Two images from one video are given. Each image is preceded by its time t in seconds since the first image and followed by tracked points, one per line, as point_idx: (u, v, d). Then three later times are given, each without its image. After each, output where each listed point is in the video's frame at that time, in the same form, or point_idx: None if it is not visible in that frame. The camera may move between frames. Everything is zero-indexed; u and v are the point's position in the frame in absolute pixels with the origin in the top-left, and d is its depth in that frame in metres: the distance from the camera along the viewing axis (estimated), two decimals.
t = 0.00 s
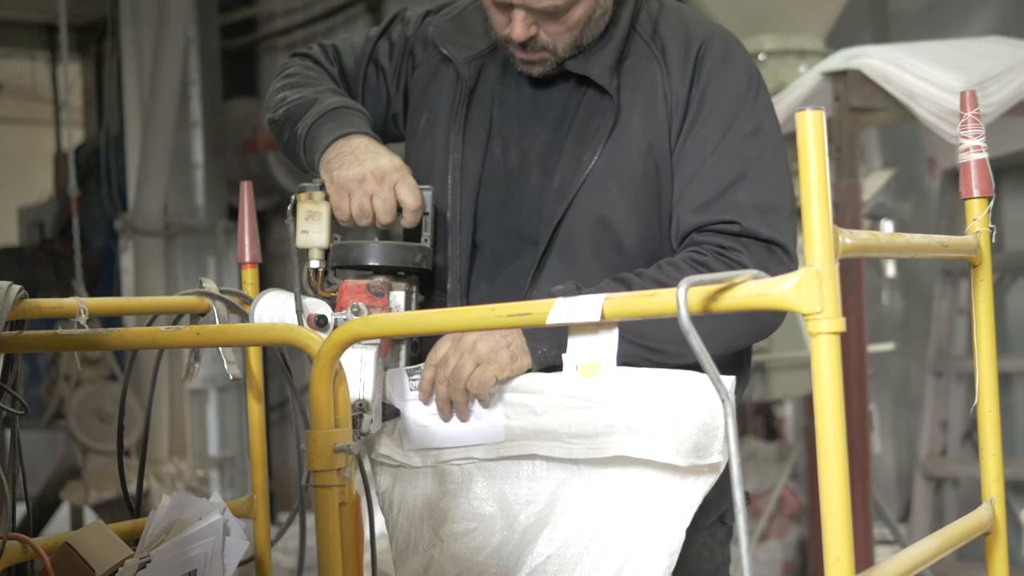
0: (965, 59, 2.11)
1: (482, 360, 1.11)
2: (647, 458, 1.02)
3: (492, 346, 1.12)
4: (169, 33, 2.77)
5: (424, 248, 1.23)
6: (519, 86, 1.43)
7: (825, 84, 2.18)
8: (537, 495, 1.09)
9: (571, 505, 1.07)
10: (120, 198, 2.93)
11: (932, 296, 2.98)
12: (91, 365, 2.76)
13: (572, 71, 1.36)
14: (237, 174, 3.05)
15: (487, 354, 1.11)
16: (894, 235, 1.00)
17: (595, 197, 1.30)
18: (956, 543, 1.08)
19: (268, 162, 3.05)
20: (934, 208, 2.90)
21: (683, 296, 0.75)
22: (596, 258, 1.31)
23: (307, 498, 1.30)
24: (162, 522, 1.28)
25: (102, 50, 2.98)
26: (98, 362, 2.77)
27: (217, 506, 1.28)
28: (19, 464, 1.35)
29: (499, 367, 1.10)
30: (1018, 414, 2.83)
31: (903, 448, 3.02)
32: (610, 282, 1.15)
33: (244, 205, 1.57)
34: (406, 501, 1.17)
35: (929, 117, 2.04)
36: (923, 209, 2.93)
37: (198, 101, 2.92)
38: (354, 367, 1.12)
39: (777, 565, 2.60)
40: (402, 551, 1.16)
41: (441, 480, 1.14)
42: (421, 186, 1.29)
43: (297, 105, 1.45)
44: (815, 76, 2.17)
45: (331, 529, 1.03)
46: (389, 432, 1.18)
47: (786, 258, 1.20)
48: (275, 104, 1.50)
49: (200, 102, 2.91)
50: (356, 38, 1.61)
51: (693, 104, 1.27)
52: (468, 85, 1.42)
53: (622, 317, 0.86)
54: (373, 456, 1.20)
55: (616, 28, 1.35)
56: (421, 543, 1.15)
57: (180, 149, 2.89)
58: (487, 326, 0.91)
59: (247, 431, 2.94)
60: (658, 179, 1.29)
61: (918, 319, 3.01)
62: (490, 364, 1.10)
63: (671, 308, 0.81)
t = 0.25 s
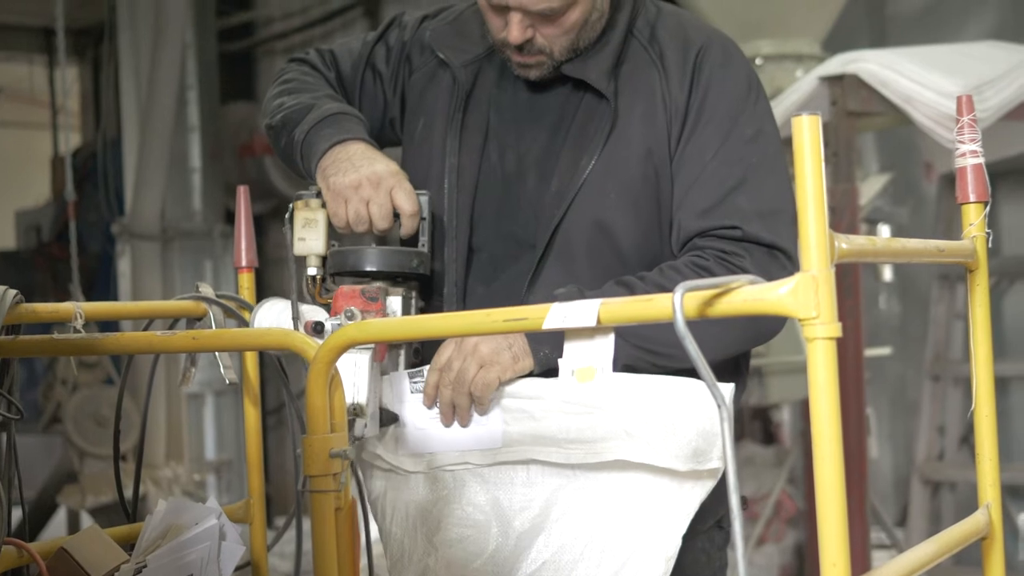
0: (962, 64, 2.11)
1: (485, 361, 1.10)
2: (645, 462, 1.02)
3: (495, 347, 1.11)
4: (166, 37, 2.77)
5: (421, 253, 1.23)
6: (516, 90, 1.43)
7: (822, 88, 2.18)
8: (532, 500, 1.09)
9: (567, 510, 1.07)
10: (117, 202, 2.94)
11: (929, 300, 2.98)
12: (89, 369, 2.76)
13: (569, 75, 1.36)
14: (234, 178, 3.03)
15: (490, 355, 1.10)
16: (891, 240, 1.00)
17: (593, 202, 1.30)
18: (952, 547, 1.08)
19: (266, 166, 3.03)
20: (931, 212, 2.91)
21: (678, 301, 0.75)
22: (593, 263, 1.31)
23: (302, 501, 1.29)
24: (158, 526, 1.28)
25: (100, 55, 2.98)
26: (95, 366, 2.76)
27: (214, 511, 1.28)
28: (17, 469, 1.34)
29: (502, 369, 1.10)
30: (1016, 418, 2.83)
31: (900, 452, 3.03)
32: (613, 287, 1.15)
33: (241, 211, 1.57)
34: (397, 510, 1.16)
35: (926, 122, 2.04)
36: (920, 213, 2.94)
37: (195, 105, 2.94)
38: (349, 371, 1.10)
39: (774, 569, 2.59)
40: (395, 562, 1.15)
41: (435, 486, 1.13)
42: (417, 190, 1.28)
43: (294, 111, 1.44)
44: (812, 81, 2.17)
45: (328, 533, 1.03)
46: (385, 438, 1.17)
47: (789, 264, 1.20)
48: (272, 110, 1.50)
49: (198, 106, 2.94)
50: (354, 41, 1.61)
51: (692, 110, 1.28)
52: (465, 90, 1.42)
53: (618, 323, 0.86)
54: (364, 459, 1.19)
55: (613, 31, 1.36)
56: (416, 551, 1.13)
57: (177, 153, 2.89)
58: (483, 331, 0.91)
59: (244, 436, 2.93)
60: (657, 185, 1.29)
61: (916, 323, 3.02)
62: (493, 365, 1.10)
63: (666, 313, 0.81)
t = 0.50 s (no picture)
0: (958, 69, 2.11)
1: (482, 366, 1.11)
2: (641, 463, 1.01)
3: (492, 352, 1.13)
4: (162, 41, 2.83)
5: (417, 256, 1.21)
6: (513, 95, 1.43)
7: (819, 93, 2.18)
8: (526, 505, 1.09)
9: (562, 514, 1.07)
10: (113, 206, 2.93)
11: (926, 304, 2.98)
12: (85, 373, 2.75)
13: (565, 79, 1.36)
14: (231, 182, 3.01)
15: (486, 360, 1.11)
16: (886, 245, 1.00)
17: (589, 208, 1.30)
18: (948, 551, 1.08)
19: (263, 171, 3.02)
20: (928, 216, 2.91)
21: (674, 306, 0.75)
22: (587, 271, 1.30)
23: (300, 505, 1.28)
24: (153, 532, 1.27)
25: (96, 58, 2.98)
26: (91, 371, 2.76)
27: (209, 517, 1.28)
28: (12, 472, 1.34)
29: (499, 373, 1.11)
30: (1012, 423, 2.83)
31: (897, 456, 3.03)
32: (608, 290, 1.15)
33: (237, 216, 1.57)
34: (394, 511, 1.15)
35: (922, 126, 2.04)
36: (917, 217, 2.94)
37: (191, 110, 2.91)
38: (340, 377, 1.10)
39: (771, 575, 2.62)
40: (390, 566, 1.14)
41: (430, 490, 1.14)
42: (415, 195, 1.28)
43: (291, 119, 1.44)
44: (808, 85, 2.17)
45: (322, 538, 1.04)
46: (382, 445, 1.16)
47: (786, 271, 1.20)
48: (269, 119, 1.50)
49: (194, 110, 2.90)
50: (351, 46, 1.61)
51: (689, 115, 1.28)
52: (461, 94, 1.42)
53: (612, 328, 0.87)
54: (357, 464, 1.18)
55: (610, 36, 1.36)
56: (410, 557, 1.13)
57: (174, 157, 2.88)
58: (477, 336, 0.91)
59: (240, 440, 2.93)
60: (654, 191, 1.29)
61: (913, 327, 3.02)
62: (490, 370, 1.11)
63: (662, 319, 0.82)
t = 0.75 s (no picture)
0: (954, 74, 2.12)
1: (476, 376, 1.11)
2: (638, 474, 1.01)
3: (485, 362, 1.12)
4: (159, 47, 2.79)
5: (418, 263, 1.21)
6: (509, 100, 1.43)
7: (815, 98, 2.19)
8: (522, 512, 1.08)
9: (558, 521, 1.07)
10: (110, 211, 2.93)
11: (922, 308, 2.98)
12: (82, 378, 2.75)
13: (561, 85, 1.36)
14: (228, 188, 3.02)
15: (479, 370, 1.11)
16: (882, 251, 1.00)
17: (584, 213, 1.30)
18: (945, 557, 1.08)
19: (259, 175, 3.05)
20: (924, 221, 2.92)
21: (670, 312, 0.75)
22: (584, 276, 1.31)
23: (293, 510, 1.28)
24: (148, 538, 1.26)
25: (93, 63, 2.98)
26: (87, 376, 2.75)
27: (205, 523, 1.28)
28: (9, 477, 1.34)
29: (492, 383, 1.10)
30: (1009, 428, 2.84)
31: (893, 461, 3.03)
32: (601, 297, 1.16)
33: (233, 220, 1.57)
34: (390, 519, 1.15)
35: (918, 131, 2.04)
36: (913, 222, 2.95)
37: (189, 114, 2.92)
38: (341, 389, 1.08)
39: None
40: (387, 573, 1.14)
41: (425, 498, 1.13)
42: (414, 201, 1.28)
43: (290, 129, 1.44)
44: (804, 90, 2.17)
45: (317, 544, 1.03)
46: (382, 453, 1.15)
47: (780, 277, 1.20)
48: (267, 129, 1.49)
49: (192, 115, 2.92)
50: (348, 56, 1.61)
51: (684, 119, 1.28)
52: (456, 100, 1.42)
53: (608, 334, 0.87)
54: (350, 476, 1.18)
55: (606, 41, 1.36)
56: (408, 563, 1.13)
57: (170, 162, 2.88)
58: (473, 342, 0.91)
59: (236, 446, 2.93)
60: (649, 196, 1.29)
61: (910, 332, 3.02)
62: (483, 380, 1.10)
63: (658, 325, 0.82)
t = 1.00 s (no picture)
0: (950, 80, 2.12)
1: (470, 385, 1.10)
2: (634, 483, 1.01)
3: (479, 370, 1.12)
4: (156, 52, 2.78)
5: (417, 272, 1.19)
6: (506, 107, 1.43)
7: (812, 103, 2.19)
8: (519, 521, 1.08)
9: (555, 530, 1.07)
10: (107, 216, 2.93)
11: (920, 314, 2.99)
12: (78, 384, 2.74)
13: (558, 92, 1.36)
14: (225, 194, 3.02)
15: (473, 379, 1.10)
16: (878, 258, 1.00)
17: (580, 219, 1.30)
18: (942, 564, 1.08)
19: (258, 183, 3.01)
20: (921, 227, 2.92)
21: (666, 320, 0.75)
22: (580, 282, 1.31)
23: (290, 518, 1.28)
24: (144, 545, 1.26)
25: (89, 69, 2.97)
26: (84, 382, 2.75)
27: (201, 529, 1.27)
28: (5, 483, 1.33)
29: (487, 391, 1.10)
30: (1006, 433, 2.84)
31: (891, 468, 3.03)
32: (596, 304, 1.16)
33: (228, 226, 1.56)
34: (387, 529, 1.15)
35: (915, 137, 2.05)
36: (910, 228, 2.95)
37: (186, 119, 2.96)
38: (338, 398, 1.07)
39: None
40: None
41: (421, 508, 1.12)
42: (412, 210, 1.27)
43: (287, 139, 1.43)
44: (801, 96, 2.18)
45: (313, 553, 1.03)
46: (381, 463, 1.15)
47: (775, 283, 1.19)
48: (265, 140, 1.49)
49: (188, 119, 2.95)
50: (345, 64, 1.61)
51: (679, 126, 1.28)
52: (452, 107, 1.42)
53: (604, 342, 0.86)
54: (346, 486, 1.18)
55: (602, 48, 1.36)
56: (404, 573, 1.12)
57: (167, 168, 2.90)
58: (470, 350, 0.91)
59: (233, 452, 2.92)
60: (645, 203, 1.30)
61: (907, 338, 3.03)
62: (478, 389, 1.10)
63: (654, 332, 0.82)
